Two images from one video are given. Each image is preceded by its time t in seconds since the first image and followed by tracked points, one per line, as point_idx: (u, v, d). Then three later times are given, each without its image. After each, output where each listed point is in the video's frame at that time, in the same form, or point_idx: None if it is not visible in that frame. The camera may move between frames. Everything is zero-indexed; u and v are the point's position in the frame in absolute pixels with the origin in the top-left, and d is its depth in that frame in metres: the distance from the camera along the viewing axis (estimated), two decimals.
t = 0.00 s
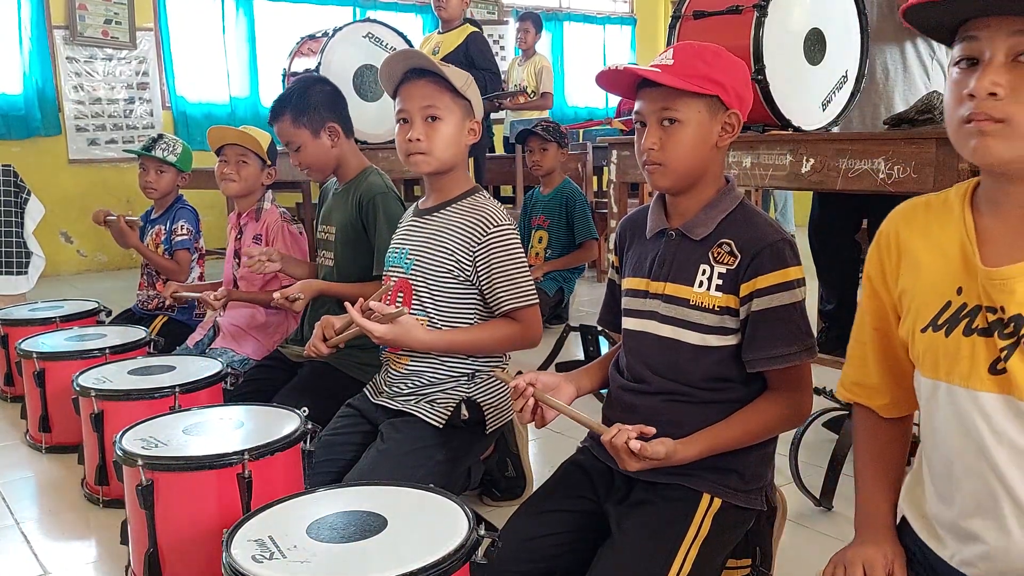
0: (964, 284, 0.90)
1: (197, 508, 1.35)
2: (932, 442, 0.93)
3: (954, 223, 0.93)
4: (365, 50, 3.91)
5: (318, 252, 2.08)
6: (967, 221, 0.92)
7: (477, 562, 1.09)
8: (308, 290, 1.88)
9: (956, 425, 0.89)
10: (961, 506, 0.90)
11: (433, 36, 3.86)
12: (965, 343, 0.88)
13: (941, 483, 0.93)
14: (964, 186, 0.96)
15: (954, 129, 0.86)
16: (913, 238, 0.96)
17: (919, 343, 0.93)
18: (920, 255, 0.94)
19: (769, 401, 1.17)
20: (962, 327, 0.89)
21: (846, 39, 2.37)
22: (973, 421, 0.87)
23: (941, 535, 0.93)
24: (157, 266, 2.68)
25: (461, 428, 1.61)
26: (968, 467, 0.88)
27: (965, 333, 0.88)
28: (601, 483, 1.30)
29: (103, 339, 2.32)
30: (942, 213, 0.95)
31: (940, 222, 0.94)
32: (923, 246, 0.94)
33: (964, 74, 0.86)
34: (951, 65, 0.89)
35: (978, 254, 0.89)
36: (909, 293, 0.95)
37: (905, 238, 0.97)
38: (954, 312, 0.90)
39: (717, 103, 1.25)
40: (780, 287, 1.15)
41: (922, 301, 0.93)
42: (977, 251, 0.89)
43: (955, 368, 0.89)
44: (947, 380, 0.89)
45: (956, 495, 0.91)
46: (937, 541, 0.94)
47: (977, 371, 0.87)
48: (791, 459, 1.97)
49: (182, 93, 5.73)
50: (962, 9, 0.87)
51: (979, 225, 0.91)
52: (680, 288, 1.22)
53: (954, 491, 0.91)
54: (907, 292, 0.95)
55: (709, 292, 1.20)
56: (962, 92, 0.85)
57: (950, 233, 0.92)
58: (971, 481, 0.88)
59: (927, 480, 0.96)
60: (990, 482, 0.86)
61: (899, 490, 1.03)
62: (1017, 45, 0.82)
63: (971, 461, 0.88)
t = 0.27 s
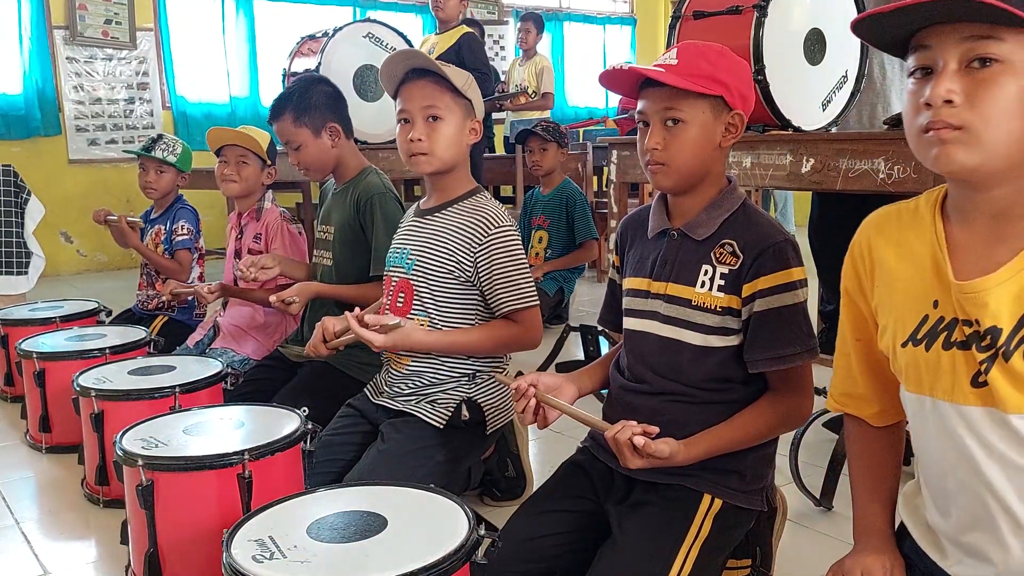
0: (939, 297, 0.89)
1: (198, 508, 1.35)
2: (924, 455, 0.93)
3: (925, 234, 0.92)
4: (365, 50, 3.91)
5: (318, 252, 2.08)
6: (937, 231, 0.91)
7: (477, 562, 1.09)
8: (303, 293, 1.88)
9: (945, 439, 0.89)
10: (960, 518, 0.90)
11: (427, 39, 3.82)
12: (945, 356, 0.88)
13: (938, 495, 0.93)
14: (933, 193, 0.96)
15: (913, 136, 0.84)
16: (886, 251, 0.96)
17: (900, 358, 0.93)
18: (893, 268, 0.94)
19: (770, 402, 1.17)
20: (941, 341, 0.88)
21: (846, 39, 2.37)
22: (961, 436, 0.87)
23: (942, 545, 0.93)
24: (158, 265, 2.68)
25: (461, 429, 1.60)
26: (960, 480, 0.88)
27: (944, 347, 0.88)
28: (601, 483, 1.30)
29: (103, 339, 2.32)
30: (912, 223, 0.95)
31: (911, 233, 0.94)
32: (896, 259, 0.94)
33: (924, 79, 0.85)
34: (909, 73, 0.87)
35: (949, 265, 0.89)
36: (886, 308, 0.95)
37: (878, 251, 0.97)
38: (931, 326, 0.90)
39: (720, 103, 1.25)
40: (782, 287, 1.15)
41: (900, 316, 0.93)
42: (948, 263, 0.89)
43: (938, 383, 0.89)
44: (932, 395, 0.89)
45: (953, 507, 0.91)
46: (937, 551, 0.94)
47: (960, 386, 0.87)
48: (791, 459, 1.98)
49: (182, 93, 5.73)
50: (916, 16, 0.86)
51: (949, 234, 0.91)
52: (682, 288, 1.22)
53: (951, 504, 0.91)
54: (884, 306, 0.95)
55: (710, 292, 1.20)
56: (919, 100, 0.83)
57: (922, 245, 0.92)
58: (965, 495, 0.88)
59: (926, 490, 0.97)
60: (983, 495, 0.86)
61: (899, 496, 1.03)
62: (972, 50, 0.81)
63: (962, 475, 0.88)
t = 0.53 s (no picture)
0: (930, 297, 0.89)
1: (198, 508, 1.35)
2: (920, 456, 0.93)
3: (919, 233, 0.92)
4: (365, 50, 3.91)
5: (318, 252, 2.08)
6: (932, 230, 0.90)
7: (477, 563, 1.09)
8: (306, 293, 1.89)
9: (939, 442, 0.88)
10: (956, 521, 0.90)
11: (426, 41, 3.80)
12: (937, 358, 0.87)
13: (933, 495, 0.93)
14: (928, 189, 0.95)
15: (902, 135, 0.83)
16: (880, 249, 0.95)
17: (894, 358, 0.93)
18: (886, 266, 0.94)
19: (770, 402, 1.17)
20: (932, 341, 0.88)
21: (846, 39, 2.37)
22: (955, 439, 0.87)
23: (938, 547, 0.94)
24: (158, 265, 2.68)
25: (462, 429, 1.60)
26: (954, 482, 0.88)
27: (936, 348, 0.88)
28: (602, 483, 1.30)
29: (103, 339, 2.32)
30: (907, 221, 0.94)
31: (906, 230, 0.93)
32: (890, 257, 0.94)
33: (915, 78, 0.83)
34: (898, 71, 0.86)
35: (941, 265, 0.88)
36: (879, 306, 0.95)
37: (872, 248, 0.96)
38: (923, 326, 0.89)
39: (723, 103, 1.25)
40: (783, 287, 1.15)
41: (893, 315, 0.92)
42: (940, 262, 0.88)
43: (930, 384, 0.88)
44: (924, 396, 0.89)
45: (948, 509, 0.91)
46: (934, 553, 0.94)
47: (951, 388, 0.86)
48: (791, 459, 1.98)
49: (182, 93, 5.73)
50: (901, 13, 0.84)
51: (943, 232, 0.90)
52: (683, 288, 1.22)
53: (946, 507, 0.91)
54: (879, 304, 0.95)
55: (711, 292, 1.20)
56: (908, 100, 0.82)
57: (915, 243, 0.92)
58: (960, 498, 0.88)
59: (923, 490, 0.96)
60: (978, 498, 0.86)
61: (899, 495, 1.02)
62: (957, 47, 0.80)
63: (957, 477, 0.88)
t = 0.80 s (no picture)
0: (970, 293, 0.89)
1: (197, 508, 1.35)
2: (940, 453, 0.93)
3: (961, 228, 0.92)
4: (365, 50, 3.91)
5: (317, 252, 2.08)
6: (976, 226, 0.91)
7: (477, 563, 1.09)
8: (304, 296, 1.89)
9: (964, 439, 0.89)
10: (969, 518, 0.90)
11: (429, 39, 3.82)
12: (971, 355, 0.88)
13: (947, 492, 0.93)
14: (970, 184, 0.95)
15: (953, 130, 0.85)
16: (919, 243, 0.95)
17: (925, 352, 0.93)
18: (925, 260, 0.94)
19: (770, 403, 1.17)
20: (968, 338, 0.88)
21: (847, 39, 2.37)
22: (981, 437, 0.87)
23: (947, 543, 0.94)
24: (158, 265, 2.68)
25: (462, 429, 1.60)
26: (975, 480, 0.88)
27: (971, 346, 0.88)
28: (602, 483, 1.30)
29: (103, 339, 2.32)
30: (949, 216, 0.94)
31: (947, 226, 0.94)
32: (930, 250, 0.94)
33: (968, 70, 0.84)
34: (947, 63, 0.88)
35: (983, 261, 0.88)
36: (914, 300, 0.95)
37: (910, 242, 0.96)
38: (960, 322, 0.89)
39: (724, 103, 1.25)
40: (783, 287, 1.15)
41: (929, 308, 0.93)
42: (983, 259, 0.89)
43: (962, 380, 0.88)
44: (954, 392, 0.89)
45: (962, 506, 0.91)
46: (943, 550, 0.94)
47: (984, 385, 0.87)
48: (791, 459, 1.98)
49: (182, 93, 5.73)
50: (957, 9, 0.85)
51: (987, 230, 0.91)
52: (683, 288, 1.22)
53: (961, 503, 0.91)
54: (914, 297, 0.95)
55: (712, 292, 1.20)
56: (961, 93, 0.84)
57: (957, 239, 0.92)
58: (978, 496, 0.88)
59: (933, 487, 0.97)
60: (998, 497, 0.86)
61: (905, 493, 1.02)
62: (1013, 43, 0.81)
63: (978, 475, 0.88)
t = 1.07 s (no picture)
0: (997, 287, 0.89)
1: (197, 508, 1.36)
2: (951, 440, 0.93)
3: (992, 224, 0.92)
4: (365, 50, 3.91)
5: (317, 253, 2.08)
6: (1006, 222, 0.92)
7: (477, 562, 1.09)
8: (304, 294, 1.88)
9: (974, 428, 0.89)
10: (970, 507, 0.91)
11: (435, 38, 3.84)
12: (992, 346, 0.88)
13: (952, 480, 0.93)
14: (1005, 182, 0.96)
15: (996, 130, 0.88)
16: (950, 236, 0.96)
17: (947, 343, 0.93)
18: (955, 253, 0.94)
19: (770, 404, 1.17)
20: (992, 330, 0.89)
21: (847, 39, 2.37)
22: (992, 427, 0.87)
23: (946, 531, 0.95)
24: (159, 265, 2.68)
25: (462, 428, 1.60)
26: (981, 468, 0.89)
27: (992, 338, 0.88)
28: (602, 483, 1.30)
29: (103, 339, 2.32)
30: (981, 212, 0.95)
31: (978, 221, 0.94)
32: (959, 244, 0.94)
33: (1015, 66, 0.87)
34: (994, 64, 0.90)
35: (1014, 256, 0.89)
36: (941, 291, 0.95)
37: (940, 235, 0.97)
38: (984, 314, 0.90)
39: (724, 103, 1.25)
40: (782, 288, 1.15)
41: (954, 300, 0.93)
42: (1012, 253, 0.89)
43: (981, 371, 0.89)
44: (973, 381, 0.90)
45: (964, 494, 0.91)
46: (942, 537, 0.95)
47: (1003, 375, 0.87)
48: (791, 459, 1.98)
49: (183, 93, 5.73)
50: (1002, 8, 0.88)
51: (1019, 227, 0.91)
52: (683, 287, 1.22)
53: (966, 489, 0.91)
54: (939, 290, 0.95)
55: (713, 291, 1.20)
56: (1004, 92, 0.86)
57: (988, 234, 0.92)
58: (982, 485, 0.89)
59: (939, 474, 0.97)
60: (1001, 486, 0.87)
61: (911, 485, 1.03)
62: None
63: (985, 464, 0.88)
